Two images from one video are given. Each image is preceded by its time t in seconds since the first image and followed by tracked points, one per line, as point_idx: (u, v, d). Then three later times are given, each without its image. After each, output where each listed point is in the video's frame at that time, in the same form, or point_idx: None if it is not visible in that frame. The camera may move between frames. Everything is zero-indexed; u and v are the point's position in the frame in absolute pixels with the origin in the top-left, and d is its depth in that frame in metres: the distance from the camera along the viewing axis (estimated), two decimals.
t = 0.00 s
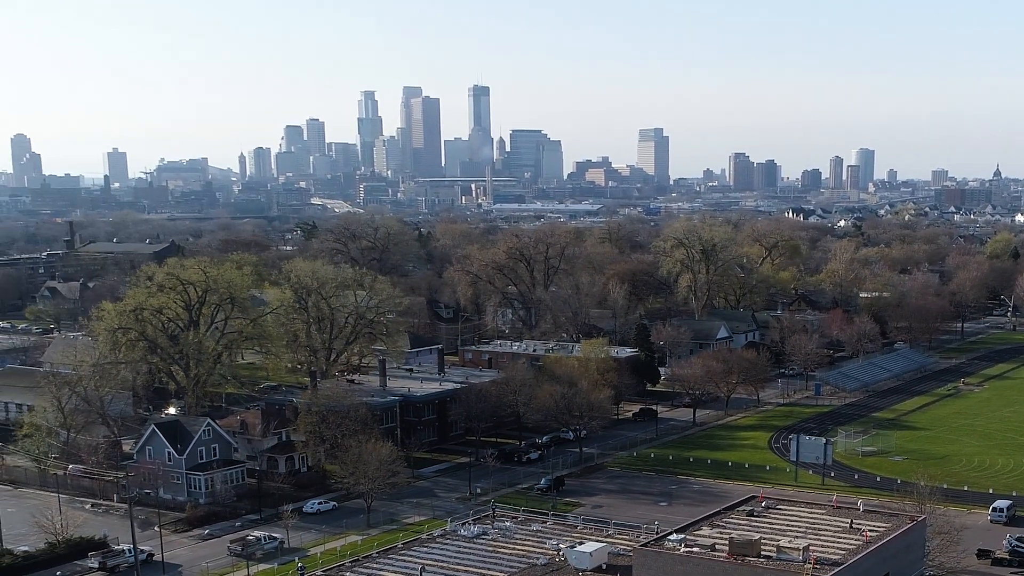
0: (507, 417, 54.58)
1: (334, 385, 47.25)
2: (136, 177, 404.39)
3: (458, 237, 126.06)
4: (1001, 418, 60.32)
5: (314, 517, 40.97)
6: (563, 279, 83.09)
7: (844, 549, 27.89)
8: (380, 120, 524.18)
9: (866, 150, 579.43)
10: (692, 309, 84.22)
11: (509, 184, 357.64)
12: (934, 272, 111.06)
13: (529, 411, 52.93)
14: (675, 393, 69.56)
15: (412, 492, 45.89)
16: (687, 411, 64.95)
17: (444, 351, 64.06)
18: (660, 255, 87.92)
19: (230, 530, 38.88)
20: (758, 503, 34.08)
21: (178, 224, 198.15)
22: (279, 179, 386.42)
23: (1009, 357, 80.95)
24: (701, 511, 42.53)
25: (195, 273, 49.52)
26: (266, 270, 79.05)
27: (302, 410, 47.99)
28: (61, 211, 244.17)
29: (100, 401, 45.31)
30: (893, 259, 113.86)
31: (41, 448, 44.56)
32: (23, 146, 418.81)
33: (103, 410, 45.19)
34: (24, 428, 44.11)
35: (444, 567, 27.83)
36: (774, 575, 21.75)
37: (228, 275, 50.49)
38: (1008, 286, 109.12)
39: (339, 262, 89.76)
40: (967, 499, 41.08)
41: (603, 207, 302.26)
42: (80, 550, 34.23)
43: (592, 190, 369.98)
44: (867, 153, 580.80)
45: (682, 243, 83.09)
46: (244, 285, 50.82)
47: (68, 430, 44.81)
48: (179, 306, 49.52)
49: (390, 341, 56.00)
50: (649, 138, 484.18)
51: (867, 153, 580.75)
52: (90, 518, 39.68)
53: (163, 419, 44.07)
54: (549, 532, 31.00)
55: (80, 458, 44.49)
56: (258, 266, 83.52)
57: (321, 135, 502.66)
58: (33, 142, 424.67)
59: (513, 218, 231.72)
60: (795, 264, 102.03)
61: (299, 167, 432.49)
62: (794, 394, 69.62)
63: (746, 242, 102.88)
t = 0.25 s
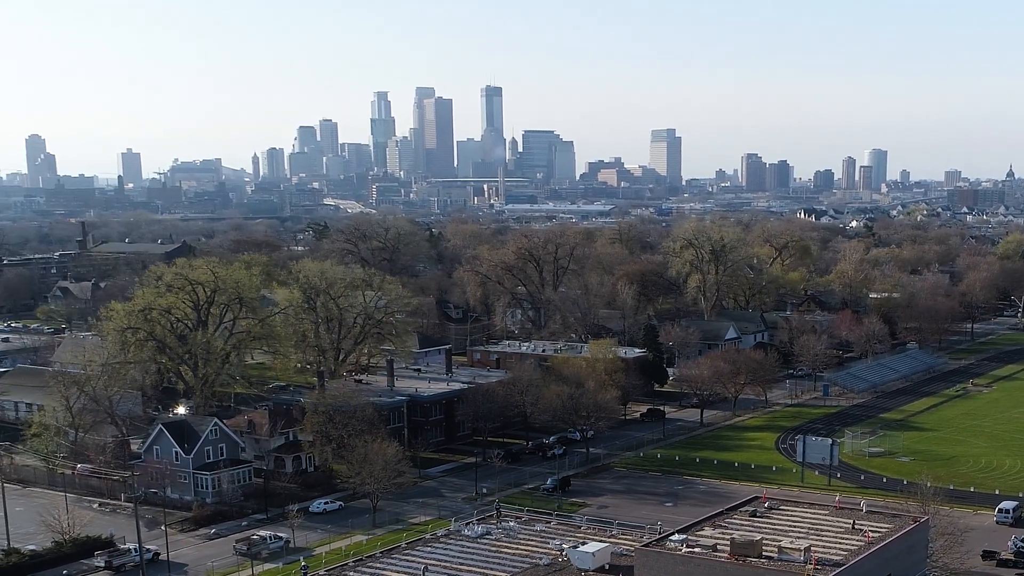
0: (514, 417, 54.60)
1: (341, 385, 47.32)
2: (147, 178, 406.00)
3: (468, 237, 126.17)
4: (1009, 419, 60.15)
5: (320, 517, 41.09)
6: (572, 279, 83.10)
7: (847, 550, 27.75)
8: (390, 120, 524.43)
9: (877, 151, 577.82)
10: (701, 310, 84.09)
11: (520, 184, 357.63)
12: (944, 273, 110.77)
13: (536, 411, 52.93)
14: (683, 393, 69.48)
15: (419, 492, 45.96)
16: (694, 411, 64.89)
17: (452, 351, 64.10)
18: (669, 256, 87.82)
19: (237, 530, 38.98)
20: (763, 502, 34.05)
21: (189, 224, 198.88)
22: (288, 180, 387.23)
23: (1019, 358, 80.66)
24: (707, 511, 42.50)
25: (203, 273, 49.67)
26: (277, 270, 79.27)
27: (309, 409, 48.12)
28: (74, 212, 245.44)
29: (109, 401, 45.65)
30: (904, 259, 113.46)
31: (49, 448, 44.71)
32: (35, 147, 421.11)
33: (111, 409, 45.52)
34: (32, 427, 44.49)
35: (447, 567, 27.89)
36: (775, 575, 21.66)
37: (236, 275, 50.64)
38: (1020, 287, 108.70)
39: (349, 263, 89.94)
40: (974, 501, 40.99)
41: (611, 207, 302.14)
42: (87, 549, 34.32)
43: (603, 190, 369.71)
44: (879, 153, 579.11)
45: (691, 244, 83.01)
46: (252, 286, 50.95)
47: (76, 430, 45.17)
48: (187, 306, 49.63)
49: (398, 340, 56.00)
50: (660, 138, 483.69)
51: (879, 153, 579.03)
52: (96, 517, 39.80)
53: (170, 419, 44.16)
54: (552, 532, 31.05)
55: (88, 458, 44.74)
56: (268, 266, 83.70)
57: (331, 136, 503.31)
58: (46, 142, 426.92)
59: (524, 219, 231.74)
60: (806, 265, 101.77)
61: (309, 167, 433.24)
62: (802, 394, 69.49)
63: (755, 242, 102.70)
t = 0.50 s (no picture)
0: (521, 417, 54.62)
1: (348, 385, 47.36)
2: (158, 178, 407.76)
3: (478, 237, 126.29)
4: (1018, 420, 59.96)
5: (327, 516, 41.14)
6: (582, 279, 83.04)
7: (851, 550, 27.72)
8: (402, 120, 524.55)
9: (891, 152, 575.81)
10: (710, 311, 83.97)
11: (532, 184, 357.70)
12: (956, 273, 110.43)
13: (543, 411, 52.93)
14: (691, 393, 69.37)
15: (425, 492, 45.99)
16: (702, 412, 64.79)
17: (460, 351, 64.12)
18: (679, 257, 87.75)
19: (243, 529, 39.04)
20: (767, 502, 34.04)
21: (202, 224, 199.50)
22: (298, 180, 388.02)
23: None
24: (713, 511, 42.45)
25: (212, 273, 49.96)
26: (286, 270, 79.41)
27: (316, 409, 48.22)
28: (90, 212, 247.24)
29: (117, 400, 45.79)
30: (916, 260, 113.09)
31: (58, 447, 44.96)
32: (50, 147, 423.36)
33: (120, 409, 45.74)
34: (41, 426, 44.68)
35: (450, 566, 27.89)
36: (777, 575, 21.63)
37: (244, 275, 50.99)
38: None
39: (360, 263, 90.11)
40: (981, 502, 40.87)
41: (620, 207, 301.93)
42: (93, 548, 34.57)
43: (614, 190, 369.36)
44: (891, 154, 577.27)
45: (701, 244, 82.92)
46: (261, 286, 51.22)
47: (84, 430, 45.39)
48: (197, 305, 49.79)
49: (406, 340, 56.00)
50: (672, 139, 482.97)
51: (891, 154, 577.24)
52: (103, 516, 39.91)
53: (178, 418, 44.12)
54: (556, 532, 31.02)
55: (96, 457, 44.94)
56: (278, 267, 83.90)
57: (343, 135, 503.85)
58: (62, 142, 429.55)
59: (535, 219, 231.78)
60: (816, 265, 101.57)
61: (319, 167, 434.04)
62: (811, 395, 69.32)
63: (765, 242, 102.52)
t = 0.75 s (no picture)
0: (528, 417, 54.64)
1: (355, 385, 47.39)
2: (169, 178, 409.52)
3: (489, 237, 126.39)
4: None
5: (332, 516, 41.15)
6: (591, 279, 83.03)
7: (853, 551, 27.61)
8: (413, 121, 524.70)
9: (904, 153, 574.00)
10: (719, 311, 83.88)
11: (544, 185, 357.42)
12: (966, 274, 110.08)
13: (550, 412, 52.93)
14: (699, 394, 69.29)
15: (432, 492, 46.02)
16: (709, 412, 64.71)
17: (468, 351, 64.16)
18: (688, 258, 87.71)
19: (249, 528, 39.02)
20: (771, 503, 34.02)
21: (214, 224, 200.01)
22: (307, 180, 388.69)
23: None
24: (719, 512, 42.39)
25: (220, 273, 50.24)
26: (296, 269, 79.64)
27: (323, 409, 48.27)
28: (103, 212, 248.07)
29: (126, 400, 45.89)
30: (926, 261, 112.79)
31: (67, 446, 45.02)
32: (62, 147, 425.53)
33: (128, 408, 45.97)
34: (50, 425, 44.80)
35: (453, 566, 27.86)
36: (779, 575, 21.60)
37: (253, 276, 51.30)
38: None
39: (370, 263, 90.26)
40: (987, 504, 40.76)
41: (628, 207, 301.73)
42: (100, 546, 34.81)
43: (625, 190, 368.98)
44: (905, 155, 575.32)
45: (710, 245, 82.86)
46: (269, 287, 51.51)
47: (93, 429, 45.20)
48: (205, 306, 50.09)
49: (414, 340, 55.93)
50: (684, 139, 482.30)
51: (905, 155, 575.29)
52: (110, 514, 40.02)
53: (185, 417, 44.22)
54: (560, 532, 30.96)
55: (104, 456, 44.66)
56: (288, 267, 84.09)
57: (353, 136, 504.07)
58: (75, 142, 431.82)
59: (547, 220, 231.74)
60: (826, 266, 101.39)
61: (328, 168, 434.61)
62: (818, 396, 69.19)
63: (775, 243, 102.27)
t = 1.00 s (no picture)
0: (536, 417, 54.67)
1: (362, 385, 47.43)
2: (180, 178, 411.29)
3: (500, 237, 126.45)
4: None
5: (339, 515, 41.20)
6: (601, 279, 82.93)
7: (856, 551, 27.54)
8: (426, 121, 525.49)
9: (920, 153, 572.12)
10: (730, 311, 83.64)
11: (558, 186, 357.26)
12: (979, 274, 109.66)
13: (557, 412, 52.91)
14: (707, 394, 69.16)
15: (439, 491, 46.07)
16: (718, 412, 64.62)
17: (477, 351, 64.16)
18: (699, 258, 87.52)
19: (257, 527, 39.07)
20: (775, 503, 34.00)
21: (227, 224, 200.57)
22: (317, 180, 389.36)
23: None
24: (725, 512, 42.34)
25: (230, 273, 50.36)
26: (307, 269, 79.84)
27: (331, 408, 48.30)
28: (117, 212, 248.95)
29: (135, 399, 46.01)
30: (938, 261, 112.36)
31: (76, 445, 45.15)
32: (75, 147, 427.37)
33: (137, 408, 46.18)
34: (60, 424, 45.00)
35: (457, 565, 27.80)
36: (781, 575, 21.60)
37: (263, 276, 51.43)
38: None
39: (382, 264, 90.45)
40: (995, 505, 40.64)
41: (638, 207, 301.47)
42: (107, 545, 34.95)
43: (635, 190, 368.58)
44: (920, 155, 573.20)
45: (721, 245, 82.69)
46: (278, 287, 51.63)
47: (102, 428, 45.45)
48: (214, 306, 50.25)
49: (424, 340, 55.53)
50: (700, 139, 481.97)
51: (920, 155, 573.17)
52: (118, 514, 40.10)
53: (194, 416, 44.23)
54: (565, 532, 30.87)
55: (114, 456, 44.94)
56: (299, 267, 84.31)
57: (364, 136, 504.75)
58: (88, 143, 434.11)
59: (559, 220, 231.65)
60: (837, 266, 101.11)
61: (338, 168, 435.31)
62: (827, 396, 69.01)
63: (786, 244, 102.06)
